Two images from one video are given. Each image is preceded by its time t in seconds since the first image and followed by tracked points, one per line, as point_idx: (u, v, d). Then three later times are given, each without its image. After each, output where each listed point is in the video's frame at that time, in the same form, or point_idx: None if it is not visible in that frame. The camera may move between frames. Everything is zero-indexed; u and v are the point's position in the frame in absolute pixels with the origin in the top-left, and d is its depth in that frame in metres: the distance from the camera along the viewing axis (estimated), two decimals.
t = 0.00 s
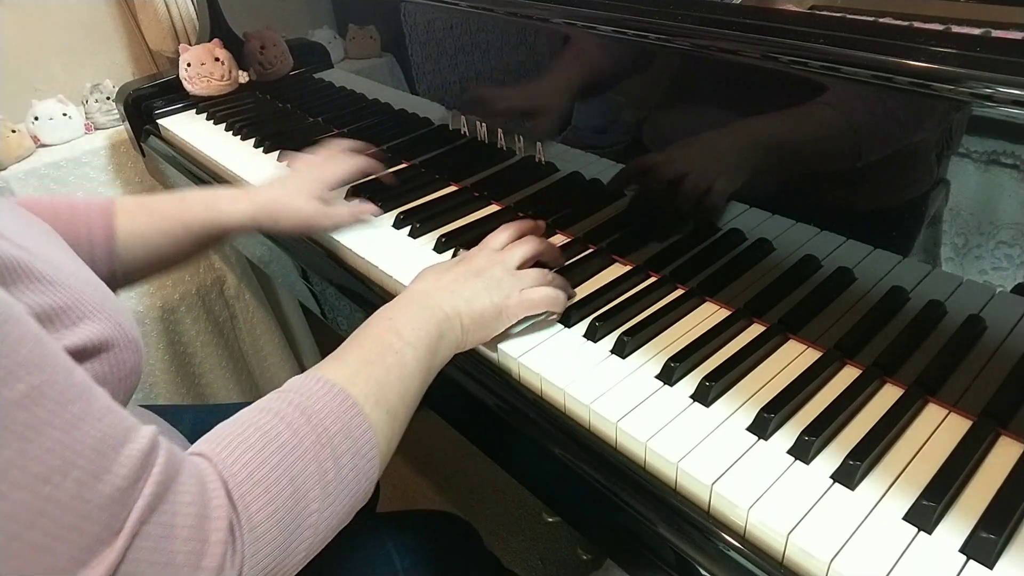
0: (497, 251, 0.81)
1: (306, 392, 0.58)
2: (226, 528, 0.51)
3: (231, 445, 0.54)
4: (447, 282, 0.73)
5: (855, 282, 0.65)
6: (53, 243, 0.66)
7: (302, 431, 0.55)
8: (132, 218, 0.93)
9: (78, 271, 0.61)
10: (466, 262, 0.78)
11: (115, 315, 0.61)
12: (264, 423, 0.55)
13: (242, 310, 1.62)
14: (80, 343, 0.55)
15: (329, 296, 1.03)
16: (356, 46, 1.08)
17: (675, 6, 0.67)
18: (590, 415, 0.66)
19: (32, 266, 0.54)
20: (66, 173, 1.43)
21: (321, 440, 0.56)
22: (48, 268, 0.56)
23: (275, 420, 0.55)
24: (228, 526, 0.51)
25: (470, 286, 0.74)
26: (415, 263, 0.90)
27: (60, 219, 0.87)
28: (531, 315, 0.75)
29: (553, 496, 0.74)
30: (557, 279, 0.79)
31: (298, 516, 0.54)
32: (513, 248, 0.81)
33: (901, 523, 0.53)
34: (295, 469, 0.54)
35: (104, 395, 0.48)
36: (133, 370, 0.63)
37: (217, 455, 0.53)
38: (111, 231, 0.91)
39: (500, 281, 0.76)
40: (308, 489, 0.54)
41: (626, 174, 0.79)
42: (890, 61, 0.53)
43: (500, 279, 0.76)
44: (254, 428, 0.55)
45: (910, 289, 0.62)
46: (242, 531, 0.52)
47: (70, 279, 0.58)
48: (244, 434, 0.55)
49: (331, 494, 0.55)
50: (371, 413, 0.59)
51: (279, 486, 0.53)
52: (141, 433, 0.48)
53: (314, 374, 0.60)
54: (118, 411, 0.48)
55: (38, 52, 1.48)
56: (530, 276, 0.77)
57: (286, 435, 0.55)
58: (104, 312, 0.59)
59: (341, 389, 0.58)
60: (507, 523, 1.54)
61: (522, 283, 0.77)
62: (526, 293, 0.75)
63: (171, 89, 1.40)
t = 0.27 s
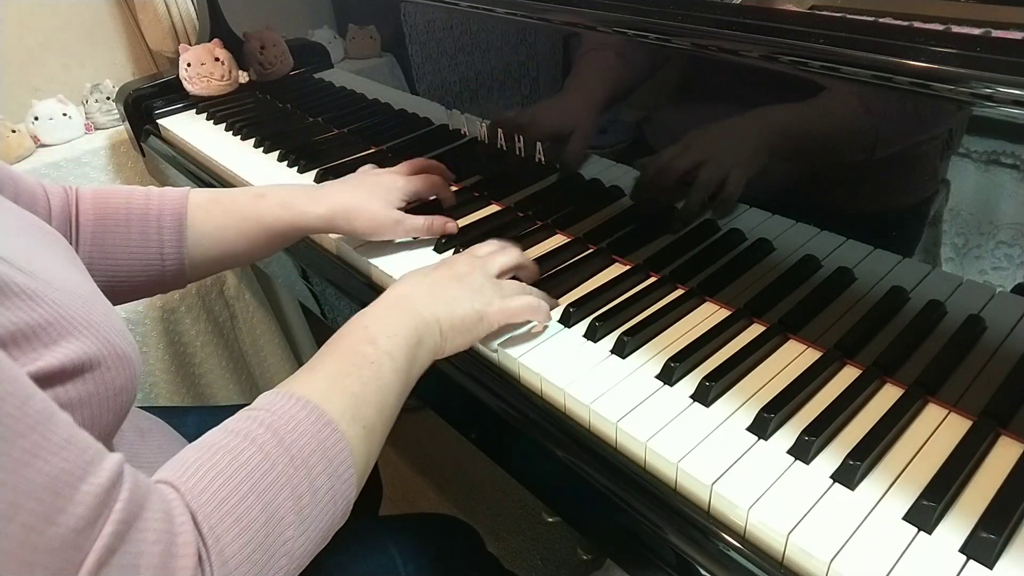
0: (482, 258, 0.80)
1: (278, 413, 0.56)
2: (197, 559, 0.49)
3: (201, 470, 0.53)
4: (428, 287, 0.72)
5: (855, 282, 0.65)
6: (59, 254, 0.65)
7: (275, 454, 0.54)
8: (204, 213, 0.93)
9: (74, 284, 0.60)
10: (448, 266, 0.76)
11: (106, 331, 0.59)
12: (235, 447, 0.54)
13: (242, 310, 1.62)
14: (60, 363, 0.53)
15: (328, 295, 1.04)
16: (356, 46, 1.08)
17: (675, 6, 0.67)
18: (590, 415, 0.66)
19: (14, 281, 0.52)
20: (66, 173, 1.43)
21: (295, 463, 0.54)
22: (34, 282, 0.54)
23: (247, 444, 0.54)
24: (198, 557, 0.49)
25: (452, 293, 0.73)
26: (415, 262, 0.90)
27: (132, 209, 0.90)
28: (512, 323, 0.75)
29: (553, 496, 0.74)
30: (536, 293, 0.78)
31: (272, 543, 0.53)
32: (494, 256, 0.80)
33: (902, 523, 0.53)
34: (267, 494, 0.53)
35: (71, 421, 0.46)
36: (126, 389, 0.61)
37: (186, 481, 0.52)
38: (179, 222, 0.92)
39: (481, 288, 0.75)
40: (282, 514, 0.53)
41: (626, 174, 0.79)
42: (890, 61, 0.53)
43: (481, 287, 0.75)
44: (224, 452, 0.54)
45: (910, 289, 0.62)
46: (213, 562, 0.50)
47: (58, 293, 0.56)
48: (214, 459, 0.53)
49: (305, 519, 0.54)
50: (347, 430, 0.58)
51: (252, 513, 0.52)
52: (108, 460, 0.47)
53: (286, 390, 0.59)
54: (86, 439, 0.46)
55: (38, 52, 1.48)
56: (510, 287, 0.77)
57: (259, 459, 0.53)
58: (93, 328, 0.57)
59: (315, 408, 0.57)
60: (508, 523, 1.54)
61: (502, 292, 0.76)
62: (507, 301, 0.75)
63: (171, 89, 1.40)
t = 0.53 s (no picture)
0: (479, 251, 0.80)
1: (279, 407, 0.56)
2: (207, 558, 0.50)
3: (203, 468, 0.53)
4: (422, 275, 0.73)
5: (855, 282, 0.65)
6: (59, 256, 0.65)
7: (278, 449, 0.54)
8: (162, 228, 0.94)
9: (75, 285, 0.60)
10: (442, 255, 0.77)
11: (107, 332, 0.59)
12: (237, 443, 0.54)
13: (242, 310, 1.62)
14: (59, 364, 0.53)
15: (329, 295, 1.04)
16: (356, 46, 1.08)
17: (675, 6, 0.67)
18: (590, 415, 0.66)
19: (12, 283, 0.52)
20: (66, 173, 1.43)
21: (299, 458, 0.54)
22: (33, 283, 0.54)
23: (249, 439, 0.54)
24: (209, 556, 0.50)
25: (446, 280, 0.73)
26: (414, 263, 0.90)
27: (94, 221, 0.90)
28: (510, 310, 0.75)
29: (553, 496, 0.74)
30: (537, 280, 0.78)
31: (279, 536, 0.53)
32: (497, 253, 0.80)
33: (902, 523, 0.53)
34: (273, 489, 0.53)
35: (75, 424, 0.47)
36: (128, 389, 0.61)
37: (190, 479, 0.52)
38: (140, 238, 0.92)
39: (476, 275, 0.75)
40: (288, 507, 0.53)
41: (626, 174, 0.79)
42: (890, 61, 0.53)
43: (476, 272, 0.76)
44: (226, 448, 0.53)
45: (910, 289, 0.62)
46: (222, 559, 0.51)
47: (60, 294, 0.56)
48: (217, 455, 0.53)
49: (311, 511, 0.54)
50: (348, 421, 0.58)
51: (259, 509, 0.52)
52: (114, 461, 0.48)
53: (285, 382, 0.59)
54: (89, 441, 0.47)
55: (37, 52, 1.48)
56: (507, 272, 0.77)
57: (262, 453, 0.53)
58: (94, 329, 0.58)
59: (315, 401, 0.57)
60: (507, 523, 1.54)
61: (500, 276, 0.76)
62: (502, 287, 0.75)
63: (171, 89, 1.40)
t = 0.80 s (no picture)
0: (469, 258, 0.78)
1: (268, 416, 0.55)
2: (187, 558, 0.49)
3: (191, 474, 0.52)
4: (413, 289, 0.71)
5: (855, 282, 0.65)
6: (55, 250, 0.65)
7: (267, 457, 0.53)
8: (167, 193, 0.93)
9: (69, 279, 0.60)
10: (433, 269, 0.75)
11: (101, 326, 0.59)
12: (226, 450, 0.53)
13: (242, 310, 1.62)
14: (50, 359, 0.53)
15: (329, 295, 1.04)
16: (356, 46, 1.09)
17: (675, 5, 0.67)
18: (590, 415, 0.66)
19: (3, 277, 0.52)
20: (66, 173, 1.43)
21: (287, 465, 0.54)
22: (25, 278, 0.54)
23: (238, 447, 0.53)
24: (189, 556, 0.49)
25: (438, 296, 0.71)
26: (415, 262, 0.90)
27: (93, 193, 0.90)
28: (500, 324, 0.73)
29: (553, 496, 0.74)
30: (527, 287, 0.77)
31: (264, 546, 0.52)
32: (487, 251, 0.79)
33: (902, 523, 0.53)
34: (261, 495, 0.52)
35: (60, 426, 0.46)
36: (122, 383, 0.61)
37: (177, 485, 0.51)
38: (142, 204, 0.92)
39: (468, 287, 0.74)
40: (274, 516, 0.53)
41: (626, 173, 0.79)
42: (890, 61, 0.53)
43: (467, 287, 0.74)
44: (215, 455, 0.53)
45: (910, 289, 0.62)
46: (204, 563, 0.50)
47: (53, 288, 0.56)
48: (205, 462, 0.53)
49: (297, 520, 0.54)
50: (336, 433, 0.57)
51: (244, 514, 0.51)
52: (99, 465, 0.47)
53: (274, 393, 0.58)
54: (76, 444, 0.46)
55: (37, 52, 1.48)
56: (499, 283, 0.75)
57: (251, 461, 0.53)
58: (87, 323, 0.58)
59: (305, 412, 0.57)
60: (507, 523, 1.54)
61: (490, 288, 0.75)
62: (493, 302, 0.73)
63: (171, 89, 1.40)
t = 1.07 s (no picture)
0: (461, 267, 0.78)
1: (252, 421, 0.54)
2: (160, 557, 0.48)
3: (170, 476, 0.51)
4: (404, 298, 0.71)
5: (855, 282, 0.65)
6: (51, 245, 0.65)
7: (247, 462, 0.52)
8: (203, 205, 0.91)
9: (61, 274, 0.60)
10: (422, 279, 0.74)
11: (92, 320, 0.59)
12: (206, 453, 0.52)
13: (242, 310, 1.62)
14: (38, 351, 0.53)
15: (329, 295, 1.04)
16: (356, 46, 1.09)
17: (675, 5, 0.67)
18: (590, 415, 0.66)
19: None
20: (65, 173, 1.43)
21: (267, 471, 0.52)
22: (14, 271, 0.54)
23: (218, 451, 0.52)
24: (162, 556, 0.48)
25: (428, 305, 0.71)
26: (415, 263, 0.90)
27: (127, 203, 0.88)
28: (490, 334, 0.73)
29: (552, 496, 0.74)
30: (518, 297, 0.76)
31: (239, 553, 0.51)
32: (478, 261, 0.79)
33: (902, 523, 0.53)
34: (238, 500, 0.51)
35: (35, 424, 0.46)
36: (114, 378, 0.61)
37: (155, 487, 0.50)
38: (179, 216, 0.90)
39: (459, 296, 0.73)
40: (251, 522, 0.51)
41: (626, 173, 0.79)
42: (890, 61, 0.53)
43: (458, 295, 0.73)
44: (195, 458, 0.52)
45: (910, 289, 0.62)
46: (177, 565, 0.49)
47: (43, 282, 0.56)
48: (185, 465, 0.52)
49: (275, 528, 0.52)
50: (320, 438, 0.56)
51: (220, 518, 0.50)
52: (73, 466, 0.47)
53: (260, 400, 0.57)
54: (51, 444, 0.47)
55: (37, 52, 1.48)
56: (490, 292, 0.75)
57: (230, 466, 0.51)
58: (77, 316, 0.58)
59: (289, 417, 0.55)
60: (507, 523, 1.54)
61: (480, 297, 0.74)
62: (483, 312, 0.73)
63: (171, 89, 1.40)
